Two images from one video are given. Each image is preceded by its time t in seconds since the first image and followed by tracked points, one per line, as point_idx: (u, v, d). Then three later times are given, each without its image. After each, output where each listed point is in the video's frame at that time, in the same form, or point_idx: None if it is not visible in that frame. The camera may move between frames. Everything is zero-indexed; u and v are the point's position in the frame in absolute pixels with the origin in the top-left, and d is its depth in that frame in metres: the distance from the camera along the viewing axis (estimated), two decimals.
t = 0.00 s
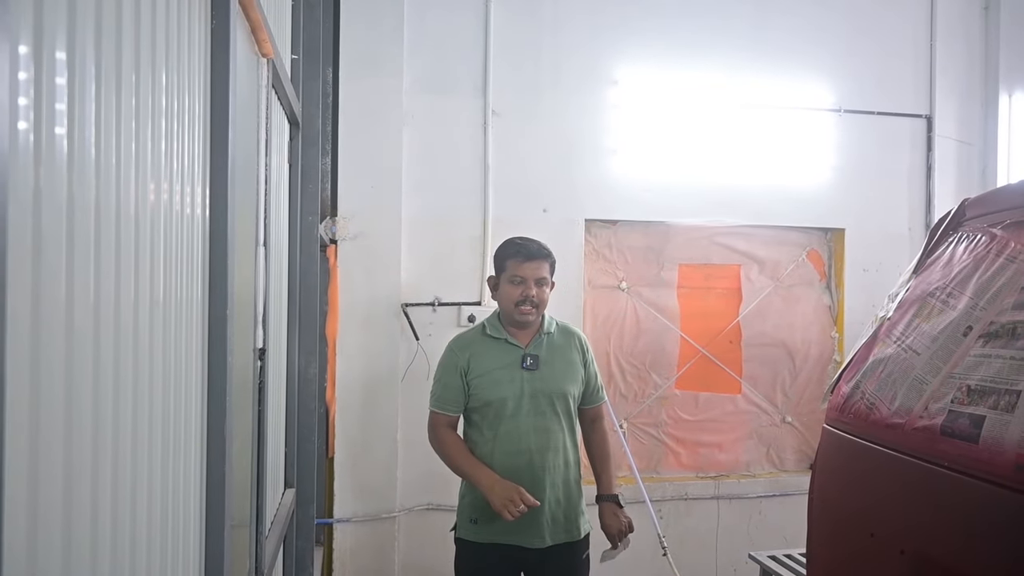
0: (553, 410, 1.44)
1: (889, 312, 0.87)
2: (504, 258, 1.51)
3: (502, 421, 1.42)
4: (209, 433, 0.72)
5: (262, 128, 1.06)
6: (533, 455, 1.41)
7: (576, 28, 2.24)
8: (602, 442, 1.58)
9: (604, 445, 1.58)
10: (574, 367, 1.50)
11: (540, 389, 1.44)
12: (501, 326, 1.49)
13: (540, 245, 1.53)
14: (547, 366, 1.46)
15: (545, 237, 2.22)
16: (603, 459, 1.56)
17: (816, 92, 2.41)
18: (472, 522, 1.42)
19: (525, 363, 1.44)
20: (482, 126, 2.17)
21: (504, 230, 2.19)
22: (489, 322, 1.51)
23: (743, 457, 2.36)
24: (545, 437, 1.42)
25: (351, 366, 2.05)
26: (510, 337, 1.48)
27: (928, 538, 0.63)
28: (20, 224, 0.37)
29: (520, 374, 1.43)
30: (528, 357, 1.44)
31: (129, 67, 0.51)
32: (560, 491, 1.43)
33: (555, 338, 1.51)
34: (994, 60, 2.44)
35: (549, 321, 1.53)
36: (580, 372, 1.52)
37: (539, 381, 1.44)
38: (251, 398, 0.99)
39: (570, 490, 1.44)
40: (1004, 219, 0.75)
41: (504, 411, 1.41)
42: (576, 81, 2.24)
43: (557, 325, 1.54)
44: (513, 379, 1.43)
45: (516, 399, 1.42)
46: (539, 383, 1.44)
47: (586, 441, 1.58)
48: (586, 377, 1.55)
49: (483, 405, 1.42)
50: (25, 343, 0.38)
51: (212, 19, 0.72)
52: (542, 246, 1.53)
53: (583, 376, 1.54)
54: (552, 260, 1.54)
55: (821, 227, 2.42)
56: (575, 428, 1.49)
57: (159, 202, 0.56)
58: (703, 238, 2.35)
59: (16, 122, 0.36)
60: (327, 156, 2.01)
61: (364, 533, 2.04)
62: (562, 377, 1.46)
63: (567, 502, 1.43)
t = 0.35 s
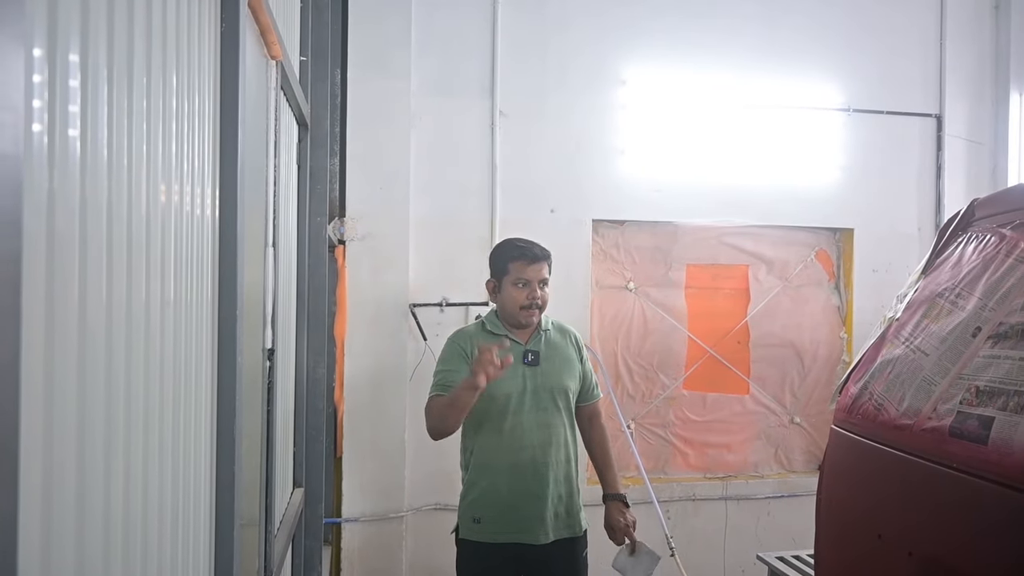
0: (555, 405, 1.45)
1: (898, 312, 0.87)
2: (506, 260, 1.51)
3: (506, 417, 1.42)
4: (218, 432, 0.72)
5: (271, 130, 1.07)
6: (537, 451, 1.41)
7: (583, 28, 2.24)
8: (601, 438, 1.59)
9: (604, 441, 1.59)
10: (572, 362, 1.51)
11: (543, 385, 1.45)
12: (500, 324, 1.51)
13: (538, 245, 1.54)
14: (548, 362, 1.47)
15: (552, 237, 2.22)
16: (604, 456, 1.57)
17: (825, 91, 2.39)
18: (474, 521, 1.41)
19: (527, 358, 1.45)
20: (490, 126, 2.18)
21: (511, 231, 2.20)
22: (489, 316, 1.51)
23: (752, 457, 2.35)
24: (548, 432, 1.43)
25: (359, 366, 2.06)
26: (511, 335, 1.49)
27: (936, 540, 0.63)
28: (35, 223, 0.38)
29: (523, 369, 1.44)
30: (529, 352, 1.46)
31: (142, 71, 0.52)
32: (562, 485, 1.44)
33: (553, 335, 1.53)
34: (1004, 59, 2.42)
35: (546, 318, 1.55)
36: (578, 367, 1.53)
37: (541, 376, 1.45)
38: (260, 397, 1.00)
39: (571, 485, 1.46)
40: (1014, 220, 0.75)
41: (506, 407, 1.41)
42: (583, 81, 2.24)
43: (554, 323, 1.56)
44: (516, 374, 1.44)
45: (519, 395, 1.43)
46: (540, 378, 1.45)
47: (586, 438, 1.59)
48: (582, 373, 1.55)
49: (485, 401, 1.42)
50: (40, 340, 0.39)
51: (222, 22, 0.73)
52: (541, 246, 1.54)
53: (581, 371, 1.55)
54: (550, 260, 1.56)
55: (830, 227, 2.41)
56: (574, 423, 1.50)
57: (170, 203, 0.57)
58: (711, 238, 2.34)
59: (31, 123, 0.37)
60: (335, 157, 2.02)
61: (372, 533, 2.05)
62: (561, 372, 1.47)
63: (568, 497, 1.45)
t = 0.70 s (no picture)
0: (548, 403, 1.49)
1: (901, 312, 0.87)
2: (488, 262, 1.50)
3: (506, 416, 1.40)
4: (221, 432, 0.73)
5: (274, 130, 1.07)
6: (537, 449, 1.43)
7: (587, 28, 2.24)
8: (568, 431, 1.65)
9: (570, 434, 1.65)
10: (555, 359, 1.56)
11: (539, 383, 1.47)
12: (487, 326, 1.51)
13: (521, 244, 1.53)
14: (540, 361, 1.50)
15: (556, 237, 2.22)
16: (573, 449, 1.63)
17: (829, 90, 2.39)
18: (471, 522, 1.40)
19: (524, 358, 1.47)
20: (494, 127, 2.18)
21: (514, 231, 2.20)
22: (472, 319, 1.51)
23: (755, 457, 2.34)
24: (544, 430, 1.45)
25: (363, 366, 2.07)
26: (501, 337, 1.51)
27: (939, 540, 0.63)
28: (38, 223, 0.38)
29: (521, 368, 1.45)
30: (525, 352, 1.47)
31: (144, 72, 0.52)
32: (556, 482, 1.46)
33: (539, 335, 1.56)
34: (1009, 58, 2.41)
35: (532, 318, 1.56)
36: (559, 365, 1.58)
37: (537, 375, 1.47)
38: (263, 397, 1.00)
39: (563, 480, 1.50)
40: (1018, 219, 0.75)
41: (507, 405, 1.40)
42: (587, 81, 2.24)
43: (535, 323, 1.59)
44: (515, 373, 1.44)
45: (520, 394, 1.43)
46: (537, 377, 1.47)
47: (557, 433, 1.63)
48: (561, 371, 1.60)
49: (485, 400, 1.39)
50: (43, 340, 0.39)
51: (225, 23, 0.73)
52: (523, 246, 1.53)
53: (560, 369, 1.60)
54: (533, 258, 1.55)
55: (835, 227, 2.40)
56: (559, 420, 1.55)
57: (172, 202, 0.58)
58: (714, 238, 2.34)
59: (33, 123, 0.37)
60: (339, 158, 2.03)
61: (376, 532, 2.05)
62: (550, 369, 1.51)
63: (561, 492, 1.48)
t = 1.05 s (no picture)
0: (550, 403, 1.53)
1: (902, 312, 0.86)
2: (493, 262, 1.51)
3: (523, 421, 1.42)
4: (222, 431, 0.73)
5: (276, 130, 1.08)
6: (545, 449, 1.46)
7: (589, 29, 2.24)
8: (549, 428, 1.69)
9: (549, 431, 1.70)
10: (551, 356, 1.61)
11: (545, 384, 1.51)
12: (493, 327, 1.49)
13: (526, 245, 1.55)
14: (542, 362, 1.54)
15: (558, 237, 2.22)
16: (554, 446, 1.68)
17: (833, 90, 2.38)
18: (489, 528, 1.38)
19: (531, 359, 1.49)
20: (496, 127, 2.18)
21: (516, 231, 2.20)
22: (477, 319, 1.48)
23: (758, 458, 2.34)
24: (549, 429, 1.50)
25: (365, 366, 2.07)
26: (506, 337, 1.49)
27: (940, 540, 0.63)
28: (38, 223, 0.38)
29: (529, 370, 1.48)
30: (531, 354, 1.50)
31: (145, 73, 0.53)
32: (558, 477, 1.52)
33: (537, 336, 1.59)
34: (1014, 57, 2.39)
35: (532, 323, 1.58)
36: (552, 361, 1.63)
37: (541, 376, 1.51)
38: (265, 396, 1.01)
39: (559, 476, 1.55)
40: (1019, 219, 0.74)
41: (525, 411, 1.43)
42: (589, 81, 2.24)
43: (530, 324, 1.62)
44: (526, 376, 1.46)
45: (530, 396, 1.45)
46: (542, 378, 1.51)
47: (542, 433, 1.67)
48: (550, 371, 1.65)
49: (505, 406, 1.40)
50: (42, 341, 0.39)
51: (227, 24, 0.74)
52: (528, 246, 1.55)
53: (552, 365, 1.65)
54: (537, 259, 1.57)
55: (837, 227, 2.39)
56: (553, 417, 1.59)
57: (173, 203, 0.58)
58: (717, 238, 2.33)
59: (32, 124, 0.38)
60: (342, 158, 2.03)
61: (378, 531, 2.06)
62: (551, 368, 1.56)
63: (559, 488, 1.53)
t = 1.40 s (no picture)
0: (565, 406, 1.49)
1: (907, 310, 0.86)
2: (504, 262, 1.52)
3: (526, 422, 1.41)
4: (225, 429, 0.73)
5: (279, 129, 1.08)
6: (553, 453, 1.43)
7: (593, 27, 2.23)
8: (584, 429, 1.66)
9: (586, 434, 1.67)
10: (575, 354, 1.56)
11: (556, 387, 1.46)
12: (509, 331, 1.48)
13: (539, 243, 1.54)
14: (558, 364, 1.49)
15: (563, 237, 2.22)
16: (587, 449, 1.65)
17: (839, 88, 2.37)
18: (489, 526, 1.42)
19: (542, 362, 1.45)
20: (500, 126, 2.18)
21: (521, 230, 2.20)
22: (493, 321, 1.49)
23: (763, 458, 2.33)
24: (561, 433, 1.46)
25: (370, 365, 2.08)
26: (521, 339, 1.47)
27: (946, 540, 0.62)
28: (37, 222, 0.39)
29: (538, 373, 1.44)
30: (542, 357, 1.45)
31: (146, 72, 0.53)
32: (572, 481, 1.48)
33: (560, 336, 1.54)
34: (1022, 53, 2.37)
35: (552, 322, 1.55)
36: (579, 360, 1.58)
37: (554, 378, 1.47)
38: (268, 394, 1.01)
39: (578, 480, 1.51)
40: None
41: (527, 412, 1.41)
42: (594, 80, 2.23)
43: (558, 324, 1.57)
44: (533, 379, 1.43)
45: (536, 400, 1.43)
46: (555, 381, 1.47)
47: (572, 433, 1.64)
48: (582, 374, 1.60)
49: (504, 406, 1.40)
50: (43, 339, 0.39)
51: (229, 23, 0.74)
52: (542, 245, 1.54)
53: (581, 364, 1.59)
54: (551, 259, 1.55)
55: (843, 226, 2.38)
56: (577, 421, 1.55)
57: (175, 203, 0.59)
58: (722, 238, 2.33)
59: (32, 122, 0.38)
60: (347, 158, 2.03)
61: (383, 530, 2.06)
62: (569, 369, 1.51)
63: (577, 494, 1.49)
